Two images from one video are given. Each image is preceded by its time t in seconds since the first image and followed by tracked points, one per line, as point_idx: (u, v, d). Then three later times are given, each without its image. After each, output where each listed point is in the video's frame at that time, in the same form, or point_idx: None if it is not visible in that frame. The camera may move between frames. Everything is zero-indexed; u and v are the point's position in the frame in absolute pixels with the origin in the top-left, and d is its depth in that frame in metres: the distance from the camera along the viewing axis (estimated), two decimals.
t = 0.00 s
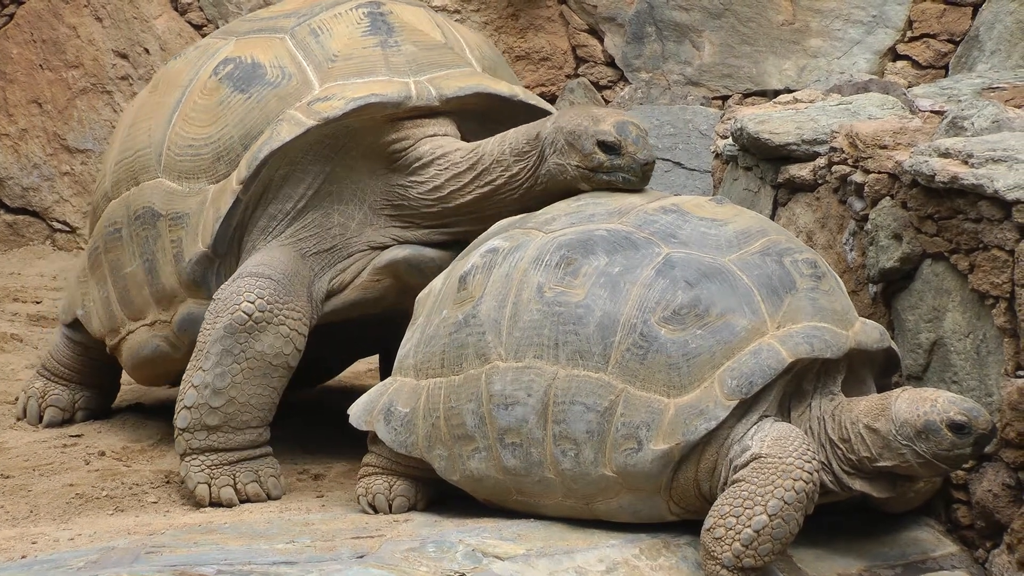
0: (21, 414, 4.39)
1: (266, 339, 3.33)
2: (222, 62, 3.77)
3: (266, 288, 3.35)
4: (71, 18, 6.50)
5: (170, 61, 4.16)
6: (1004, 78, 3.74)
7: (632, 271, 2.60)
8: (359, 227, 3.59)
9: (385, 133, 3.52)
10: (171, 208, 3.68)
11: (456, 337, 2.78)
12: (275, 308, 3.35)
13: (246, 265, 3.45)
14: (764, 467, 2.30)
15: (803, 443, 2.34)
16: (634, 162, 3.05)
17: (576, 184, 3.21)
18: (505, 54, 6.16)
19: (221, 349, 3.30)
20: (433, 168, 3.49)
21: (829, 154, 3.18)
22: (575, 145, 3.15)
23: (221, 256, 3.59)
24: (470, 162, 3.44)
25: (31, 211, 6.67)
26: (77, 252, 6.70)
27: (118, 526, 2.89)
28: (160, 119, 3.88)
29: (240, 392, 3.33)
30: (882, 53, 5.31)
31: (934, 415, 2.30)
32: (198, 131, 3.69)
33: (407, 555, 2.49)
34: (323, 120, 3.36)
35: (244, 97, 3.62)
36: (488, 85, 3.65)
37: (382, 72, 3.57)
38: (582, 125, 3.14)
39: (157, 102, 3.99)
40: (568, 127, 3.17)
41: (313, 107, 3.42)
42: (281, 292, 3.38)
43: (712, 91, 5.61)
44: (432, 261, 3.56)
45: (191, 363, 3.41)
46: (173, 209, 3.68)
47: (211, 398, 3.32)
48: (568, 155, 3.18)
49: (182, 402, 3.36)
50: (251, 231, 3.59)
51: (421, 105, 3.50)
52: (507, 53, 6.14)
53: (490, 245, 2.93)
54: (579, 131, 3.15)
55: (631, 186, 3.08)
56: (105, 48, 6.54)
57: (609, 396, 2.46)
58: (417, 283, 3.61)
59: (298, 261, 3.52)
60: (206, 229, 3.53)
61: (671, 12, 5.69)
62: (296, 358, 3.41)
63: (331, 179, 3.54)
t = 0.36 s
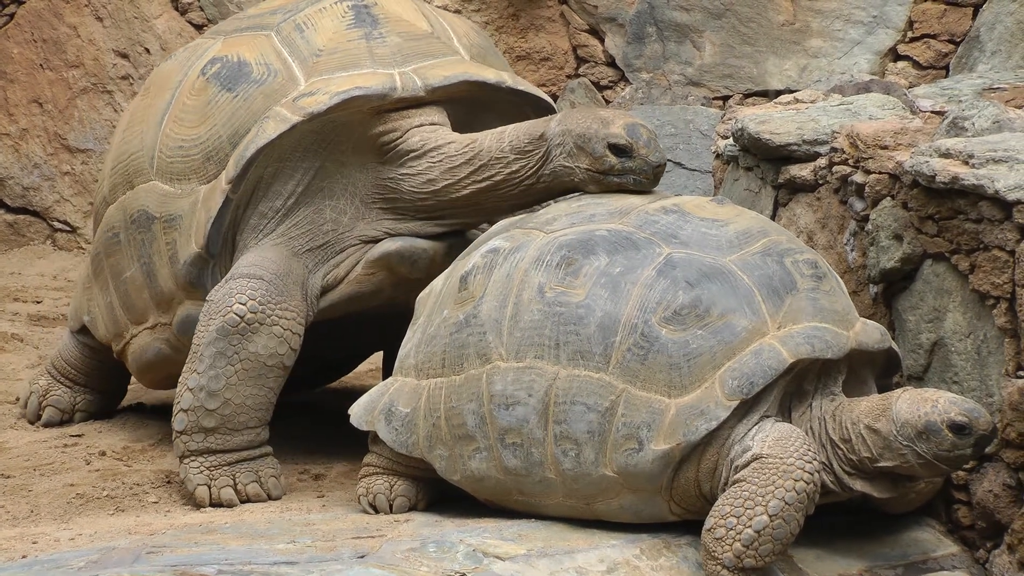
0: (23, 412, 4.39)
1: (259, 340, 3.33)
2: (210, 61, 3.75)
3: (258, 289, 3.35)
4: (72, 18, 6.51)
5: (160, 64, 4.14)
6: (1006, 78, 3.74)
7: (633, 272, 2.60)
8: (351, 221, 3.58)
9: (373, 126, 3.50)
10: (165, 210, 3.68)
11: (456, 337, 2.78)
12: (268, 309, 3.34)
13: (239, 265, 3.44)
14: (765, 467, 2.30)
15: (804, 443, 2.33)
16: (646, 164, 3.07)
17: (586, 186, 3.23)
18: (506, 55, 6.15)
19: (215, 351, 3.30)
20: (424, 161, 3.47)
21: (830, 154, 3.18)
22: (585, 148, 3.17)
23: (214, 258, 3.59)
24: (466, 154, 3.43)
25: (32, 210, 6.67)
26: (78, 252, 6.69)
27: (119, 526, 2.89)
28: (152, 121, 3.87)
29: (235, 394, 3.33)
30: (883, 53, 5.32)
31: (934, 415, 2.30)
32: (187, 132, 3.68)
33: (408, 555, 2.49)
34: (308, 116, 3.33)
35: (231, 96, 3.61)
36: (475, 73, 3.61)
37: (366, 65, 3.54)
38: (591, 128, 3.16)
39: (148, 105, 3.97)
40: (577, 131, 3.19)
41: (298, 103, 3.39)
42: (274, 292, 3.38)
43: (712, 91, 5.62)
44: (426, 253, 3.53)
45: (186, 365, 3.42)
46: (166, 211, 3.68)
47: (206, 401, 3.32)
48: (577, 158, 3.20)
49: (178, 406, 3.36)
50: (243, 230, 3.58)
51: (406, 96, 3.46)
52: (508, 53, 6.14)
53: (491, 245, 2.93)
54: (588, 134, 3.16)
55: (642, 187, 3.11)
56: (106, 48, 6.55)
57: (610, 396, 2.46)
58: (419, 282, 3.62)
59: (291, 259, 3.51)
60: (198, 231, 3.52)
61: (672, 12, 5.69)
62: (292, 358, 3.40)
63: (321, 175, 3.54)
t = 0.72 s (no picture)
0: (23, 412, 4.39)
1: (251, 341, 3.33)
2: (196, 62, 3.74)
3: (247, 290, 3.34)
4: (70, 19, 6.51)
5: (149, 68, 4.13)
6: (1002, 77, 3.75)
7: (631, 272, 2.60)
8: (342, 217, 3.57)
9: (359, 121, 3.49)
10: (157, 213, 3.69)
11: (455, 338, 2.78)
12: (258, 309, 3.34)
13: (229, 266, 3.44)
14: (764, 468, 2.30)
15: (803, 443, 2.34)
16: (644, 163, 3.07)
17: (585, 188, 3.23)
18: (504, 55, 6.15)
19: (207, 353, 3.31)
20: (412, 157, 3.47)
21: (827, 154, 3.19)
22: (582, 150, 3.17)
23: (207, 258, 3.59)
24: (456, 150, 3.43)
25: (30, 211, 6.67)
26: (77, 253, 6.69)
27: (118, 527, 2.89)
28: (142, 125, 3.87)
29: (229, 395, 3.33)
30: (880, 53, 5.33)
31: (917, 418, 2.31)
32: (176, 133, 3.68)
33: (406, 555, 2.49)
34: (291, 113, 3.33)
35: (218, 96, 3.61)
36: (460, 65, 3.58)
37: (350, 60, 3.53)
38: (588, 129, 3.17)
39: (139, 109, 3.97)
40: (574, 132, 3.19)
41: (282, 101, 3.39)
42: (264, 292, 3.37)
43: (710, 92, 5.63)
44: (415, 248, 3.53)
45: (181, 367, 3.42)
46: (158, 213, 3.68)
47: (201, 402, 3.32)
48: (576, 160, 3.20)
49: (174, 408, 3.36)
50: (235, 230, 3.58)
51: (390, 90, 3.44)
52: (506, 54, 6.14)
53: (490, 245, 2.93)
54: (585, 136, 3.16)
55: (641, 186, 3.11)
56: (103, 48, 6.54)
57: (608, 396, 2.46)
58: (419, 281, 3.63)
59: (282, 258, 3.51)
60: (188, 233, 3.53)
61: (669, 13, 5.70)
62: (285, 358, 3.40)
63: (309, 172, 3.53)
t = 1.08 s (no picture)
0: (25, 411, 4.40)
1: (256, 344, 3.33)
2: (207, 63, 3.74)
3: (254, 293, 3.34)
4: (70, 19, 6.51)
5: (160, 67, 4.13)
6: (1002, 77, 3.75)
7: (631, 271, 2.60)
8: (351, 219, 3.57)
9: (369, 123, 3.49)
10: (166, 213, 3.69)
11: (455, 338, 2.78)
12: (264, 312, 3.34)
13: (238, 267, 3.44)
14: (764, 468, 2.30)
15: (803, 443, 2.34)
16: (648, 166, 3.03)
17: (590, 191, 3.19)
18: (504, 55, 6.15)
19: (212, 355, 3.30)
20: (423, 158, 3.47)
21: (827, 154, 3.19)
22: (587, 152, 3.14)
23: (215, 260, 3.58)
24: (466, 152, 3.43)
25: (30, 211, 6.67)
26: (77, 252, 6.69)
27: (118, 527, 2.89)
28: (152, 125, 3.87)
29: (232, 397, 3.33)
30: (880, 53, 5.33)
31: (899, 426, 2.31)
32: (185, 134, 3.68)
33: (406, 555, 2.49)
34: (301, 114, 3.33)
35: (228, 97, 3.61)
36: (469, 66, 3.57)
37: (360, 61, 3.52)
38: (593, 132, 3.13)
39: (149, 108, 3.98)
40: (578, 135, 3.17)
41: (292, 102, 3.39)
42: (272, 295, 3.37)
43: (710, 92, 5.63)
44: (423, 249, 3.53)
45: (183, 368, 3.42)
46: (167, 214, 3.68)
47: (203, 403, 3.32)
48: (580, 162, 3.18)
49: (175, 407, 3.36)
50: (244, 232, 3.58)
51: (400, 92, 3.44)
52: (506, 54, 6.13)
53: (489, 245, 2.93)
54: (590, 138, 3.14)
55: (646, 189, 3.07)
56: (103, 48, 6.54)
57: (608, 396, 2.46)
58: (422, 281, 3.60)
59: (291, 260, 3.51)
60: (197, 235, 3.53)
61: (669, 13, 5.71)
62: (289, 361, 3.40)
63: (318, 174, 3.53)
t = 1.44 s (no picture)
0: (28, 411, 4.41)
1: (257, 351, 3.32)
2: (216, 65, 3.74)
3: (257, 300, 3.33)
4: (69, 19, 6.50)
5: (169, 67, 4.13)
6: (1002, 78, 3.75)
7: (630, 273, 2.60)
8: (358, 225, 3.55)
9: (378, 128, 3.48)
10: (173, 215, 3.68)
11: (454, 339, 2.78)
12: (267, 319, 3.33)
13: (243, 272, 3.42)
14: (762, 469, 2.30)
15: (802, 445, 2.34)
16: (654, 174, 3.01)
17: (594, 196, 3.15)
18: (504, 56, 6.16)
19: (213, 360, 3.29)
20: (430, 165, 3.47)
21: (827, 155, 3.19)
22: (593, 157, 3.11)
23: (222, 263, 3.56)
24: (475, 159, 3.42)
25: (29, 211, 6.67)
26: (76, 252, 6.69)
27: (116, 528, 2.89)
28: (160, 125, 3.87)
29: (232, 402, 3.33)
30: (880, 53, 5.32)
31: (896, 428, 2.31)
32: (193, 136, 3.67)
33: (405, 556, 2.49)
34: (309, 120, 3.32)
35: (236, 100, 3.60)
36: (479, 72, 3.57)
37: (369, 66, 3.53)
38: (600, 136, 3.11)
39: (158, 108, 3.97)
40: (585, 139, 3.14)
41: (300, 107, 3.38)
42: (275, 302, 3.36)
43: (709, 92, 5.63)
44: (431, 256, 3.51)
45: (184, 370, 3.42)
46: (174, 216, 3.68)
47: (203, 408, 3.31)
48: (586, 166, 3.14)
49: (175, 409, 3.36)
50: (250, 236, 3.56)
51: (409, 98, 3.43)
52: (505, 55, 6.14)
53: (488, 246, 2.93)
54: (597, 143, 3.11)
55: (651, 197, 3.04)
56: (102, 48, 6.53)
57: (607, 397, 2.46)
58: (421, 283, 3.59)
59: (297, 266, 3.49)
60: (204, 237, 3.51)
61: (669, 13, 5.70)
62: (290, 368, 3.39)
63: (326, 179, 3.50)
